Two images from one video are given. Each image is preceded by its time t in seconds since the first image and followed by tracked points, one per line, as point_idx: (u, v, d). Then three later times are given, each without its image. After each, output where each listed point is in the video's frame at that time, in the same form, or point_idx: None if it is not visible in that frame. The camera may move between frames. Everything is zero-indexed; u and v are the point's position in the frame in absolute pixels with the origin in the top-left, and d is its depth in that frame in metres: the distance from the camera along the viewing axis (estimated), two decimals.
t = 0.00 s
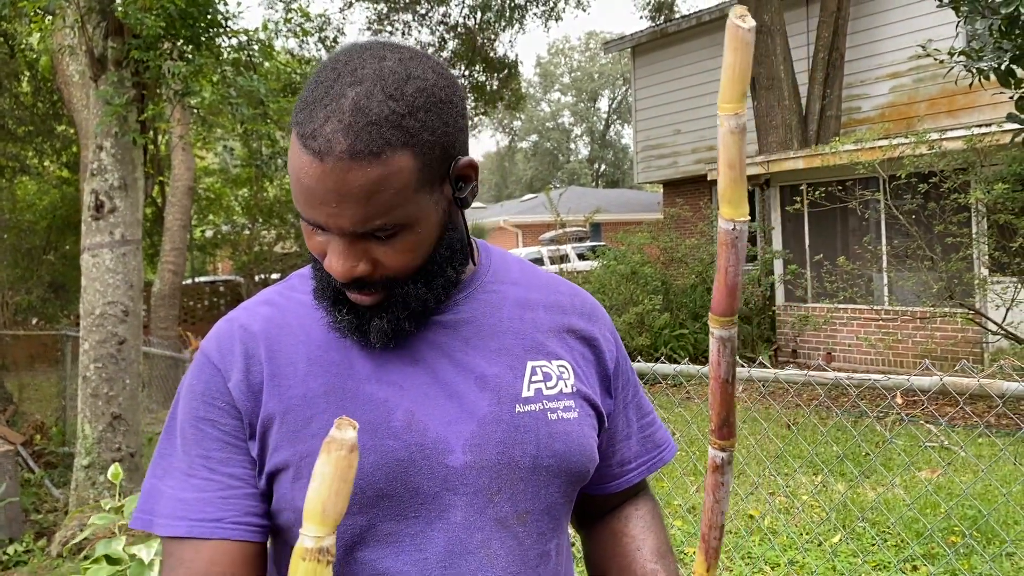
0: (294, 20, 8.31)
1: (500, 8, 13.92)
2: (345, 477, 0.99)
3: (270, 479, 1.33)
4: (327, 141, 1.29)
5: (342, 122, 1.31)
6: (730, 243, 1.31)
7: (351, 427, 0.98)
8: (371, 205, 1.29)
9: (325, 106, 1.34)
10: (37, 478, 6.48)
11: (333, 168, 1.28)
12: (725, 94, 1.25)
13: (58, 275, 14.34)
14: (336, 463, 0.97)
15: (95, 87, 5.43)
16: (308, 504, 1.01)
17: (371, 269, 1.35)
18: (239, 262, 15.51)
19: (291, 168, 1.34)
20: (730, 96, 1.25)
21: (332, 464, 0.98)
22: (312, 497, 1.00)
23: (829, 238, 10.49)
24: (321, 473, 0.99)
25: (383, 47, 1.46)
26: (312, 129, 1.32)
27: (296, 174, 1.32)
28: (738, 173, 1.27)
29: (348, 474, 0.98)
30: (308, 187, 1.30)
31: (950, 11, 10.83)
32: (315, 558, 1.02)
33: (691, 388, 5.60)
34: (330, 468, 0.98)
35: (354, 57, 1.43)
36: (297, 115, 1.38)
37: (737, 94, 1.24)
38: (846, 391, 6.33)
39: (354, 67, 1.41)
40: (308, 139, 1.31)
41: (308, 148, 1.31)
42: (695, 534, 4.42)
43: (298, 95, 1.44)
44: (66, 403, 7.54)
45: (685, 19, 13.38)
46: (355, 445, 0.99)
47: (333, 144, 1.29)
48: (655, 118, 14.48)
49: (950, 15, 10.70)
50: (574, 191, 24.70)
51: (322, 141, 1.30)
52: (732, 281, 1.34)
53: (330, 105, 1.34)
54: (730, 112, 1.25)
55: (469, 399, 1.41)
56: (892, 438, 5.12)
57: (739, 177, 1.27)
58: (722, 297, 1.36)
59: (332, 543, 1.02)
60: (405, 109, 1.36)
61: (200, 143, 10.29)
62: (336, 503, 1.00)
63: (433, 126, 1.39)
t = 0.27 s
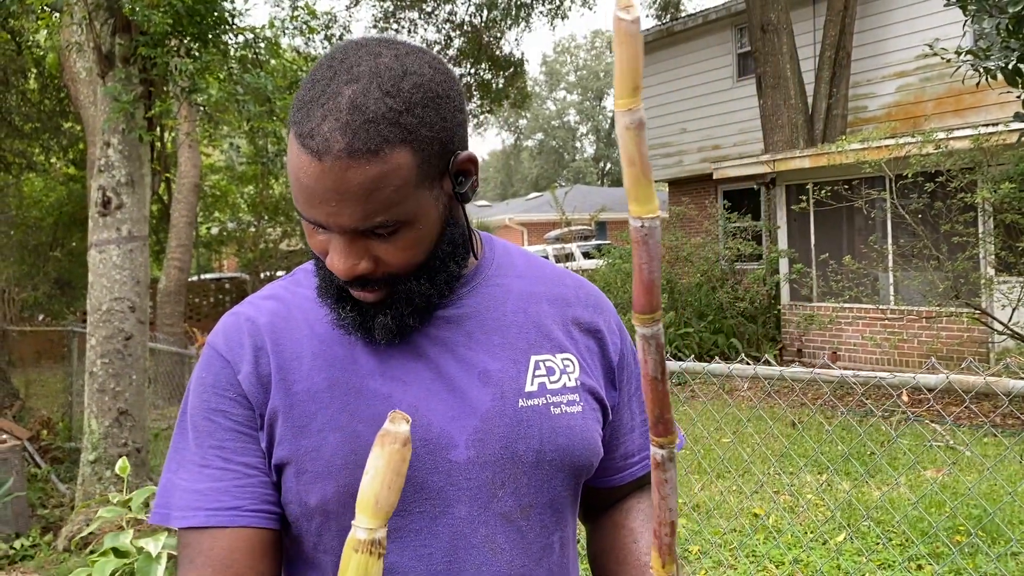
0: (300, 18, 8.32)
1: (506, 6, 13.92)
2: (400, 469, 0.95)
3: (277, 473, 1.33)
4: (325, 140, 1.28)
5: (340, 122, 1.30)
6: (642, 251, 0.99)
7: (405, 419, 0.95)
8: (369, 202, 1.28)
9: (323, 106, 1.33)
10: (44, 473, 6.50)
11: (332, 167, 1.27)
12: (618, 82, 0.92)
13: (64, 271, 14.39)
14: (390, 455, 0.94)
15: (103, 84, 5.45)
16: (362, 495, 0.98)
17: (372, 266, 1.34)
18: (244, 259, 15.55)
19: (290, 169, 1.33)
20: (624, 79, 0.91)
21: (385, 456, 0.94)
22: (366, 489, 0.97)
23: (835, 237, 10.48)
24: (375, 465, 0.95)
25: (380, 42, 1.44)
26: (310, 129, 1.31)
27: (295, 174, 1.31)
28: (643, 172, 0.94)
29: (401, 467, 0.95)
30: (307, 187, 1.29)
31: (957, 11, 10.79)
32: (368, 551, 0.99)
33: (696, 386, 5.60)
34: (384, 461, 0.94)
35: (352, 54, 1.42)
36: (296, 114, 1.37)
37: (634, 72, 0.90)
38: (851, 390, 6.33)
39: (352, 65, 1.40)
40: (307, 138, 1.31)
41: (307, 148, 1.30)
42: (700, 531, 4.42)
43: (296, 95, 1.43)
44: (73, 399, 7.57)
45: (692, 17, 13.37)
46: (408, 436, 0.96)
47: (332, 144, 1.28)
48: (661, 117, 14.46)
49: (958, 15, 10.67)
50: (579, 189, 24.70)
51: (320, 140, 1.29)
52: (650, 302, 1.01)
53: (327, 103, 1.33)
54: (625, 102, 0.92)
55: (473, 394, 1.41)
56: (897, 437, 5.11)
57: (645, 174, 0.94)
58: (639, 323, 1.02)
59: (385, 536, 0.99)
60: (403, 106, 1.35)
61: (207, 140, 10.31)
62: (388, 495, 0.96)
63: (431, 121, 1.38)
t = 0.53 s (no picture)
0: (308, 17, 8.35)
1: (513, 6, 13.93)
2: (430, 459, 0.93)
3: (292, 466, 1.34)
4: (350, 124, 1.28)
5: (365, 106, 1.30)
6: (607, 251, 1.01)
7: (435, 410, 0.94)
8: (398, 186, 1.28)
9: (345, 91, 1.32)
10: (53, 469, 6.53)
11: (359, 151, 1.27)
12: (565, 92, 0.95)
13: (72, 269, 14.44)
14: (421, 445, 0.92)
15: (113, 81, 5.47)
16: (391, 486, 0.96)
17: (398, 252, 1.34)
18: (252, 257, 15.59)
19: (313, 155, 1.32)
20: (569, 89, 0.94)
21: (416, 445, 0.92)
22: (395, 481, 0.94)
23: (843, 237, 10.46)
24: (405, 456, 0.93)
25: (393, 28, 1.44)
26: (335, 115, 1.30)
27: (320, 160, 1.30)
28: (598, 175, 0.96)
29: (432, 457, 0.93)
30: (333, 172, 1.29)
31: (967, 10, 10.76)
32: (398, 541, 0.97)
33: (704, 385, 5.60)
34: (415, 450, 0.92)
35: (367, 41, 1.42)
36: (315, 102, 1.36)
37: (577, 83, 0.93)
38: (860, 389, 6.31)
39: (369, 51, 1.39)
40: (330, 124, 1.30)
41: (332, 134, 1.29)
42: (708, 530, 4.41)
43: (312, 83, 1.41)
44: (82, 395, 7.60)
45: (699, 17, 13.35)
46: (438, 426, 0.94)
47: (359, 127, 1.27)
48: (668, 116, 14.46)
49: (967, 14, 10.65)
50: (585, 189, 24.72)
51: (346, 125, 1.28)
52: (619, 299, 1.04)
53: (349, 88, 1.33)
54: (573, 110, 0.94)
55: (487, 386, 1.42)
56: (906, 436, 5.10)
57: (599, 177, 0.96)
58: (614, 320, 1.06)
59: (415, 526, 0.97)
60: (424, 87, 1.36)
61: (215, 138, 10.35)
62: (420, 485, 0.94)
63: (451, 103, 1.38)
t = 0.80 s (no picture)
0: (317, 15, 8.37)
1: (521, 4, 13.92)
2: (442, 444, 0.94)
3: (306, 450, 1.34)
4: (385, 81, 1.29)
5: (396, 64, 1.31)
6: (617, 236, 1.00)
7: (447, 395, 0.95)
8: (433, 141, 1.29)
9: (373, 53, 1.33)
10: (62, 464, 6.55)
11: (393, 105, 1.27)
12: (571, 76, 0.94)
13: (81, 266, 14.49)
14: (433, 429, 0.93)
15: (123, 78, 5.48)
16: (402, 473, 0.96)
17: (431, 216, 1.34)
18: (260, 255, 15.62)
19: (344, 118, 1.32)
20: (575, 73, 0.93)
21: (429, 430, 0.93)
22: (408, 467, 0.95)
23: (851, 236, 10.43)
24: (417, 441, 0.93)
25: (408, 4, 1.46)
26: (366, 75, 1.30)
27: (352, 119, 1.30)
28: (608, 159, 0.96)
29: (445, 441, 0.93)
30: (367, 131, 1.29)
31: (976, 8, 10.73)
32: (411, 526, 0.96)
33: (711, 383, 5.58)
34: (427, 435, 0.93)
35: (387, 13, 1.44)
36: (341, 69, 1.36)
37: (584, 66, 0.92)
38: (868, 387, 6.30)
39: (389, 21, 1.41)
40: (361, 84, 1.30)
41: (364, 92, 1.29)
42: (716, 527, 4.40)
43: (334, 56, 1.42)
44: (91, 391, 7.63)
45: (707, 16, 13.33)
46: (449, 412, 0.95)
47: (392, 84, 1.28)
48: (676, 115, 14.44)
49: (977, 13, 10.61)
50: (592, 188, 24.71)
51: (378, 81, 1.29)
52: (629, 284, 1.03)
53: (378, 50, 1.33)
54: (580, 95, 0.94)
55: (501, 370, 1.43)
56: (915, 435, 5.08)
57: (610, 161, 0.96)
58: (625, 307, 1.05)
59: (428, 511, 0.96)
60: (451, 48, 1.38)
61: (224, 136, 10.38)
62: (433, 470, 0.94)
63: (477, 65, 1.41)
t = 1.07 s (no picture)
0: (324, 15, 8.40)
1: (528, 4, 13.93)
2: (456, 448, 0.91)
3: (311, 449, 1.36)
4: (426, 21, 1.45)
5: (438, 11, 1.47)
6: (639, 260, 0.98)
7: (461, 398, 0.91)
8: (473, 75, 1.43)
9: (415, 5, 1.49)
10: (69, 462, 6.59)
11: (438, 38, 1.42)
12: (594, 96, 0.91)
13: (88, 265, 14.54)
14: (448, 434, 0.90)
15: (131, 78, 5.49)
16: (416, 476, 0.93)
17: (467, 157, 1.43)
18: (267, 254, 15.66)
19: (386, 60, 1.44)
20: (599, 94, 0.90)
21: (443, 435, 0.90)
22: (421, 471, 0.92)
23: (857, 236, 10.41)
24: (430, 445, 0.91)
25: None
26: (410, 20, 1.46)
27: (397, 55, 1.43)
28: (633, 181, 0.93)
29: (459, 446, 0.91)
30: (413, 64, 1.42)
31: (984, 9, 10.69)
32: (425, 529, 0.95)
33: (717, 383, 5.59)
34: (440, 439, 0.90)
35: None
36: (380, 24, 1.50)
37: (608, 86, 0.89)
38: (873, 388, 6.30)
39: None
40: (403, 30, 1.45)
41: (410, 32, 1.44)
42: (721, 528, 4.41)
43: (370, 22, 1.56)
44: (98, 390, 7.67)
45: (714, 16, 13.32)
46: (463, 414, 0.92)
47: (436, 23, 1.44)
48: (682, 115, 14.43)
49: (985, 14, 10.58)
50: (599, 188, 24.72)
51: (423, 22, 1.45)
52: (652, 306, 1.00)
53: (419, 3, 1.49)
54: (604, 117, 0.91)
55: (505, 368, 1.44)
56: (920, 436, 5.08)
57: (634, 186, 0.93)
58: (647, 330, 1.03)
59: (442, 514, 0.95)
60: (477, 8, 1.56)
61: (231, 136, 10.41)
62: (447, 474, 0.92)
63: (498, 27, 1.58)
